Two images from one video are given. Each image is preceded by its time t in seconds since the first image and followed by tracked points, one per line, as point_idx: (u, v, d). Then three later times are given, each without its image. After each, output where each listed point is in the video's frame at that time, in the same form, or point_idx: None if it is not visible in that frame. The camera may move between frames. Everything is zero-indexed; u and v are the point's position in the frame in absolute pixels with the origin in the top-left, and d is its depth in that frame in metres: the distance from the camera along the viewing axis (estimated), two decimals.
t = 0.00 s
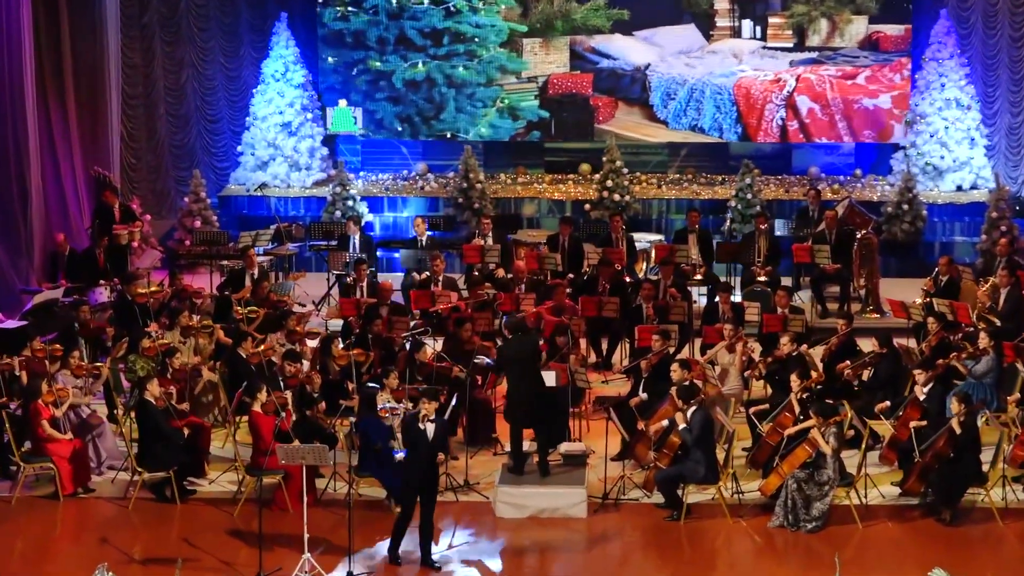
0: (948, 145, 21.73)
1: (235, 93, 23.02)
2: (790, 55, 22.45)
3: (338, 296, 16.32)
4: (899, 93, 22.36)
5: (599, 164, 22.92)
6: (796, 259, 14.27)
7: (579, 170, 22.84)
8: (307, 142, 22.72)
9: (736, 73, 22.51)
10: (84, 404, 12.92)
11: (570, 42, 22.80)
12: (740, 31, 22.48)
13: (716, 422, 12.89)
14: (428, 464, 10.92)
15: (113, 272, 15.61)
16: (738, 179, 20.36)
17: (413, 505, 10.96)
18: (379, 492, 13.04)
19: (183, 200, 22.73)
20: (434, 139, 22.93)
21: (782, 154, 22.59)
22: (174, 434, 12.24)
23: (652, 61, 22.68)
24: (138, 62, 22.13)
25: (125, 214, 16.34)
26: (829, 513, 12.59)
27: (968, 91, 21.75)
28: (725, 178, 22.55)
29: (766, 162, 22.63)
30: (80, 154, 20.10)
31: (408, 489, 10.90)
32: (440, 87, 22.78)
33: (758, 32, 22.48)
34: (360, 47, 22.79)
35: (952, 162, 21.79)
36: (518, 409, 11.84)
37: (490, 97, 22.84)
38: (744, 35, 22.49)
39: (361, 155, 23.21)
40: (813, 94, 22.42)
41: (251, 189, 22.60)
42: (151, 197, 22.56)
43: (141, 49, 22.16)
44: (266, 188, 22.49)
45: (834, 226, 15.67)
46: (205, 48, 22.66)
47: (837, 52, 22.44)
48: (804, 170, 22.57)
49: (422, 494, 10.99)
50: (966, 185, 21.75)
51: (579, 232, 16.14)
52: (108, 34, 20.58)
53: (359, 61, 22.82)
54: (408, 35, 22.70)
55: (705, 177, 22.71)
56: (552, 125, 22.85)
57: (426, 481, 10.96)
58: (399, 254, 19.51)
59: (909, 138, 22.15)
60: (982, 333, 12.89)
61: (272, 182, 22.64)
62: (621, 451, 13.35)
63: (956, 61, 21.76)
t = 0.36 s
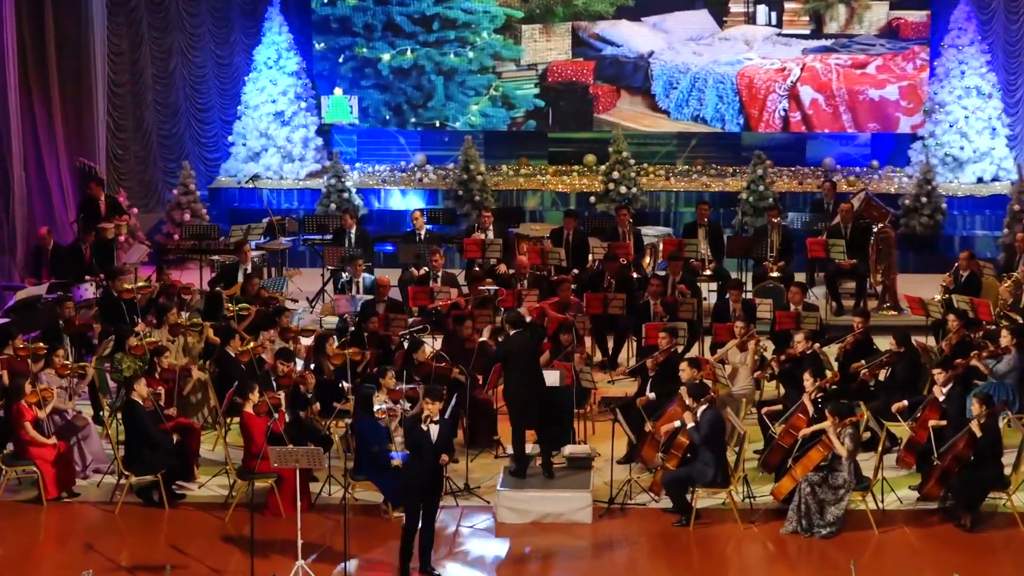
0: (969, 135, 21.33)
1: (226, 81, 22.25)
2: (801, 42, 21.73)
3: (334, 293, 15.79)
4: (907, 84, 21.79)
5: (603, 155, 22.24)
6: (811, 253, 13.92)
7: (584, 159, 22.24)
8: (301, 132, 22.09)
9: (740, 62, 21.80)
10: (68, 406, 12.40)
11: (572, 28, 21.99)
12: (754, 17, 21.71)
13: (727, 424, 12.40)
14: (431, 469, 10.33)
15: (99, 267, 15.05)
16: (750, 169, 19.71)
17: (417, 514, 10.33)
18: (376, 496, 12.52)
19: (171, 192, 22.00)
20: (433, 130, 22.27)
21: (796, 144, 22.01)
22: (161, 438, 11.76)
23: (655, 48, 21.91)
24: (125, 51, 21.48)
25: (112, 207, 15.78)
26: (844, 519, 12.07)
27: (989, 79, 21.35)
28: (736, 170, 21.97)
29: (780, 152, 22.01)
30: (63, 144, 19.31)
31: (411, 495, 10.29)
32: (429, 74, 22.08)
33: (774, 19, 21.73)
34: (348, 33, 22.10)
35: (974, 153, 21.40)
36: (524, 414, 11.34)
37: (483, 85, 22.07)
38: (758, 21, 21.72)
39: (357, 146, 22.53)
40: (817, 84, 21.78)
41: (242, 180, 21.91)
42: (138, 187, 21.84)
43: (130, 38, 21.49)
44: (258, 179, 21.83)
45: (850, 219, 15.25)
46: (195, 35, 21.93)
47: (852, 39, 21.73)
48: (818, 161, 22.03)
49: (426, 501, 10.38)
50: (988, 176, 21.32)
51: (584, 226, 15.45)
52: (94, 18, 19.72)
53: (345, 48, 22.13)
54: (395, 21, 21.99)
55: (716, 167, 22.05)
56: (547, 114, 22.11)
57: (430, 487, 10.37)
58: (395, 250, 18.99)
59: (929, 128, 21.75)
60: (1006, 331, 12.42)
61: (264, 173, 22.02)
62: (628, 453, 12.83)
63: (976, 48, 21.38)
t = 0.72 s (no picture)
0: (990, 120, 20.39)
1: (216, 63, 21.66)
2: (818, 26, 21.32)
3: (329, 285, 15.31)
4: (918, 71, 21.28)
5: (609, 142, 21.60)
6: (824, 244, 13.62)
7: (588, 146, 21.57)
8: (295, 117, 21.10)
9: (748, 46, 21.40)
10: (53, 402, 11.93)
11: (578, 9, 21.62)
12: None
13: (738, 421, 11.90)
14: (434, 469, 9.87)
15: (87, 257, 14.69)
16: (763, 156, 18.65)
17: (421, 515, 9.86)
18: (373, 496, 12.05)
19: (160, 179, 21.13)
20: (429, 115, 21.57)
21: (810, 129, 21.39)
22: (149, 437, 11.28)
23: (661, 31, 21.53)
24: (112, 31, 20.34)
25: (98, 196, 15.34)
26: (860, 520, 11.58)
27: (1012, 61, 20.39)
28: (749, 156, 21.15)
29: (793, 138, 21.38)
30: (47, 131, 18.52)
31: (414, 495, 9.83)
32: (422, 57, 21.63)
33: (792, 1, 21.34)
34: (339, 15, 21.75)
35: (995, 138, 20.44)
36: (531, 411, 10.87)
37: (480, 69, 21.59)
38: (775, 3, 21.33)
39: (352, 132, 21.93)
40: (825, 70, 21.28)
41: (234, 168, 20.94)
42: (125, 176, 20.83)
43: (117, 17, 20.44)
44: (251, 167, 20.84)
45: (866, 209, 14.85)
46: (185, 15, 21.33)
47: (871, 22, 21.27)
48: (834, 147, 21.33)
49: (429, 501, 9.92)
50: (1009, 163, 20.39)
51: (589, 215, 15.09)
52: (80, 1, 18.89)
53: (335, 30, 21.78)
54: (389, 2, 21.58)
55: (727, 152, 21.39)
56: (547, 100, 21.63)
57: (433, 486, 9.91)
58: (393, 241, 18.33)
59: (949, 113, 20.79)
60: None
61: (257, 160, 21.06)
62: (635, 451, 12.35)
63: (997, 29, 20.46)
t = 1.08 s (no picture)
0: (1013, 102, 19.62)
1: (206, 44, 20.62)
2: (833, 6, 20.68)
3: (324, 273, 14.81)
4: (931, 53, 20.69)
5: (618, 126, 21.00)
6: (842, 233, 13.49)
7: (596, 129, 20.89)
8: (288, 99, 20.27)
9: (754, 26, 20.78)
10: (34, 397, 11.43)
11: None
12: None
13: (749, 417, 11.44)
14: (437, 469, 9.43)
15: (71, 246, 14.47)
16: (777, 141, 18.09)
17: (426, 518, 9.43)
18: (369, 494, 11.55)
19: (147, 164, 19.92)
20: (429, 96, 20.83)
21: (825, 112, 20.83)
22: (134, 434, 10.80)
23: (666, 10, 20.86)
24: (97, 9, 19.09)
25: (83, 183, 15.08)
26: (877, 519, 11.10)
27: None
28: (760, 141, 20.63)
29: (806, 122, 20.82)
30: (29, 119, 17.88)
31: (417, 497, 9.39)
32: (411, 38, 20.87)
33: None
34: None
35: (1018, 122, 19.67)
36: (537, 411, 10.64)
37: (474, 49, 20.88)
38: None
39: (348, 115, 21.10)
40: (831, 53, 20.73)
41: (224, 153, 20.20)
42: (112, 161, 19.56)
43: None
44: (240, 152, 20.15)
45: (883, 195, 14.37)
46: None
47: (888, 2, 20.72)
48: (849, 131, 20.75)
49: (432, 501, 9.51)
50: None
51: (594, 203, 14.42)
52: None
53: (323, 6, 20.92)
54: None
55: (739, 137, 20.82)
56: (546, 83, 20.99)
57: (436, 486, 9.49)
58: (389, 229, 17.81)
59: (971, 96, 20.14)
60: None
61: (247, 145, 20.31)
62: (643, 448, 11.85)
63: (1021, 8, 19.85)
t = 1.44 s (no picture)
0: None
1: (193, 23, 20.35)
2: None
3: (318, 262, 14.33)
4: (934, 38, 20.09)
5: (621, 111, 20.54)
6: (858, 220, 13.19)
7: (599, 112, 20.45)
8: (279, 81, 19.43)
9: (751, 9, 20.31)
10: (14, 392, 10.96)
11: None
12: None
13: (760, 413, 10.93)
14: (443, 471, 8.83)
15: (53, 234, 14.25)
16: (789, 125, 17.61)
17: (434, 523, 8.84)
18: (364, 493, 11.07)
19: (134, 148, 19.56)
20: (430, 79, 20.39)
21: (840, 95, 20.33)
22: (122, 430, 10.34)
23: None
24: None
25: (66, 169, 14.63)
26: (894, 519, 10.63)
27: None
28: (771, 125, 19.99)
29: (819, 105, 20.31)
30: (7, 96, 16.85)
31: (421, 500, 8.82)
32: (391, 19, 20.41)
33: None
34: None
35: None
36: (545, 406, 10.24)
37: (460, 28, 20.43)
38: None
39: (342, 98, 20.61)
40: (831, 38, 20.21)
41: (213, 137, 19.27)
42: (94, 145, 19.01)
43: None
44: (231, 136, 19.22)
45: (901, 180, 14.15)
46: None
47: None
48: (865, 114, 20.26)
49: (443, 504, 8.89)
50: None
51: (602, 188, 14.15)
52: None
53: None
54: None
55: (748, 121, 20.26)
56: (539, 66, 20.41)
57: (443, 490, 8.87)
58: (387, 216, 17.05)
59: (991, 78, 19.53)
60: None
61: (237, 129, 19.39)
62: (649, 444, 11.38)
63: None
